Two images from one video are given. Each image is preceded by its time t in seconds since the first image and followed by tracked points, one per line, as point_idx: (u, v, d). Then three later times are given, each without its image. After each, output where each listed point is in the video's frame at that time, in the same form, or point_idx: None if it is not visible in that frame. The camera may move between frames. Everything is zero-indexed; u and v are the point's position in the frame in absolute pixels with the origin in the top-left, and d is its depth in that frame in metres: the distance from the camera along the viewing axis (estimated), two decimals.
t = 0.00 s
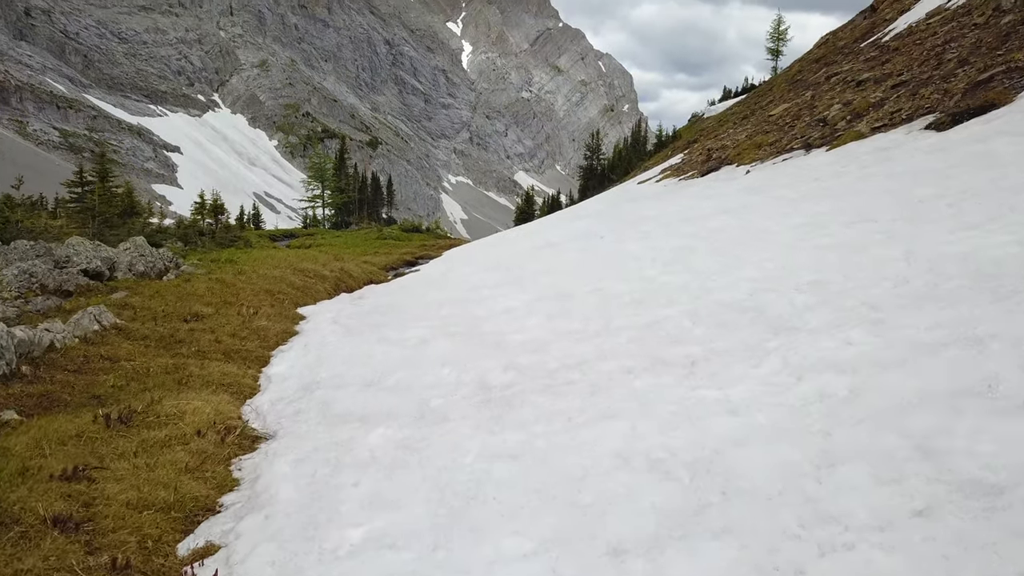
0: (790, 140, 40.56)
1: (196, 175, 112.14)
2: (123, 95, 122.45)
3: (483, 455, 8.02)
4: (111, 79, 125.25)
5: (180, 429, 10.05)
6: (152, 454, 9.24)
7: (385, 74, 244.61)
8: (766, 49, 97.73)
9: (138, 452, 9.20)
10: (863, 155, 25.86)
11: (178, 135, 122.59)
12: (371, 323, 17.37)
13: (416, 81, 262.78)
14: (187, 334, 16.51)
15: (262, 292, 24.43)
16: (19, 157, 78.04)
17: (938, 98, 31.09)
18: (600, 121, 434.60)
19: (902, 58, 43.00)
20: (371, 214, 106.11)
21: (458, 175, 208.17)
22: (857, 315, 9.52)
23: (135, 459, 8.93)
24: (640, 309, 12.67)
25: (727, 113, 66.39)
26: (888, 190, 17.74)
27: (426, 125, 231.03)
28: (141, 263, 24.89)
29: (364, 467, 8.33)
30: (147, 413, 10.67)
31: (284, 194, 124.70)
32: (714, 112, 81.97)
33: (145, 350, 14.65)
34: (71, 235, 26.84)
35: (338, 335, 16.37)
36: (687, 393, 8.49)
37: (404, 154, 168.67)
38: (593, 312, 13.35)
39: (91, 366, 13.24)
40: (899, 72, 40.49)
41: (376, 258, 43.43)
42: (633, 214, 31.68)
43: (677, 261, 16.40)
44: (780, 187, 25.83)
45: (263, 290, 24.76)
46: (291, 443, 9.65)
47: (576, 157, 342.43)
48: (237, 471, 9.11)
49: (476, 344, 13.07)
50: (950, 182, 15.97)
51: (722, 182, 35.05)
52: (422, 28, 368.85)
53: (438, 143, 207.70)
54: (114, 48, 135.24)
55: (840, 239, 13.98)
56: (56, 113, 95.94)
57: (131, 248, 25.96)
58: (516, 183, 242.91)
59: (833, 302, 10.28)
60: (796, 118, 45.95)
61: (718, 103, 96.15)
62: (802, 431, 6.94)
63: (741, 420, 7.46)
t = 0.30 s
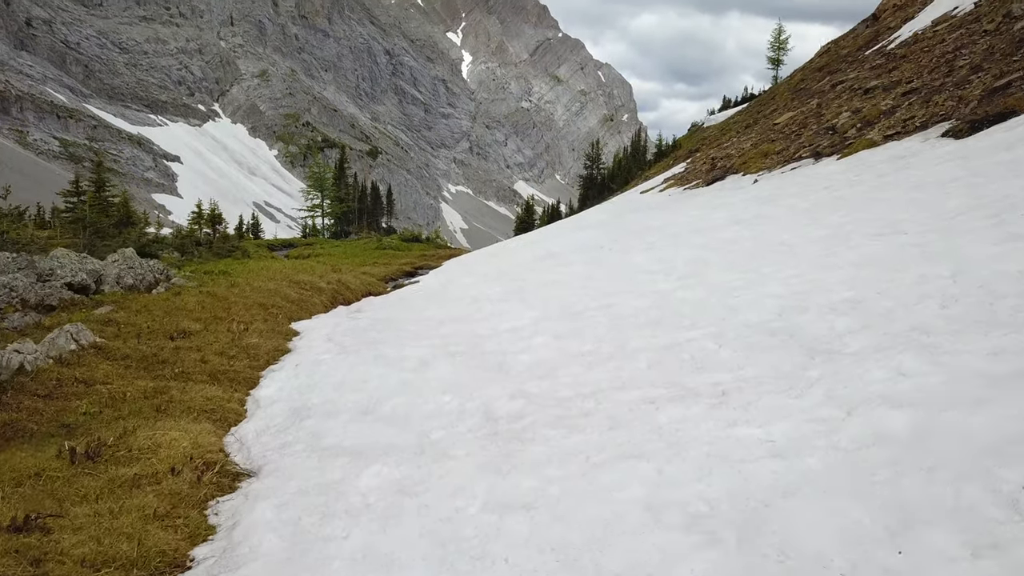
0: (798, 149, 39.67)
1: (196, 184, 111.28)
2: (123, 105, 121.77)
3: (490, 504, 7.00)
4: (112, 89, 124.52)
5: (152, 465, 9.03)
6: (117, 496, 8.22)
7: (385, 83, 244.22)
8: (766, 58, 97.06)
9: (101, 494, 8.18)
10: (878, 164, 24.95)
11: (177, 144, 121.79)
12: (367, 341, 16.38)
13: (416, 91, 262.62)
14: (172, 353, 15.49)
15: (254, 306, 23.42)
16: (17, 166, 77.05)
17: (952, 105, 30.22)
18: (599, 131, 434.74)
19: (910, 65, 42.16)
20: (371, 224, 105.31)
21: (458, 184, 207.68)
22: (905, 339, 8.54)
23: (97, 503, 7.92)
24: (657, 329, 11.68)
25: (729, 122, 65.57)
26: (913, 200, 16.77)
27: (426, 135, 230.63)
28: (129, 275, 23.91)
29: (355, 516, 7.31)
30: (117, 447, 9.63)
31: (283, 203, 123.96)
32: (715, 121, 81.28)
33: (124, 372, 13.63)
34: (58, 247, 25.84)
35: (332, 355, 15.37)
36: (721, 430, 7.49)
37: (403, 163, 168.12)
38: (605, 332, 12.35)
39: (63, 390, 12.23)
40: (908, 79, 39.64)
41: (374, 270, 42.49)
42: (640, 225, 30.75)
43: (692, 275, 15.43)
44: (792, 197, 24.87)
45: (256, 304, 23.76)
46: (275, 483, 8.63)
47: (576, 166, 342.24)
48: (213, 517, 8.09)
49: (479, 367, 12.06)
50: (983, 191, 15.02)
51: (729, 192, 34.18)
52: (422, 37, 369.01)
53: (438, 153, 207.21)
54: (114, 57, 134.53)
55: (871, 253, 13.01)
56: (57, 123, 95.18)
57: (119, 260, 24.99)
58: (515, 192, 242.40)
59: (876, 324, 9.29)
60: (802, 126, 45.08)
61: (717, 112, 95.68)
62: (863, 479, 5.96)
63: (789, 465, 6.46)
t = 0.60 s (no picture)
0: (807, 158, 38.81)
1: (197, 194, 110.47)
2: (123, 115, 121.20)
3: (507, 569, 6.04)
4: (113, 99, 123.99)
5: (123, 512, 8.06)
6: (80, 551, 7.25)
7: (384, 93, 243.65)
8: (767, 67, 96.48)
9: (61, 550, 7.20)
10: (897, 174, 24.04)
11: (176, 154, 120.98)
12: (366, 362, 15.43)
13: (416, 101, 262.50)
14: (157, 375, 14.51)
15: (248, 321, 22.44)
16: (15, 176, 76.05)
17: (969, 113, 29.35)
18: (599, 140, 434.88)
19: (920, 73, 41.36)
20: (370, 234, 104.49)
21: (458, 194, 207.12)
22: (969, 371, 7.58)
23: (57, 561, 6.95)
24: (681, 355, 10.71)
25: (731, 130, 64.68)
26: (942, 212, 15.82)
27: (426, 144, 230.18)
28: (118, 289, 22.97)
29: None
30: (86, 488, 8.67)
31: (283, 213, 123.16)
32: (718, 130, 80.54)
33: (103, 398, 12.66)
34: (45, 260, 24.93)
35: (328, 378, 14.41)
36: (767, 480, 6.55)
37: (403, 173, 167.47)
38: (623, 356, 11.38)
39: (34, 419, 11.25)
40: (919, 87, 38.82)
41: (374, 281, 41.57)
42: (648, 236, 29.85)
43: (712, 292, 14.48)
44: (807, 208, 23.90)
45: (250, 319, 22.79)
46: (260, 534, 7.66)
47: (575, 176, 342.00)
48: None
49: (487, 395, 11.08)
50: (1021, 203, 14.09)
51: (738, 202, 33.28)
52: (422, 47, 369.18)
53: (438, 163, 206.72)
54: (115, 67, 133.82)
55: (908, 269, 12.07)
56: (58, 133, 94.49)
57: (109, 273, 24.05)
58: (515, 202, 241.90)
59: (932, 352, 8.34)
60: (809, 134, 44.23)
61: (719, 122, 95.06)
62: (955, 552, 5.00)
63: (858, 530, 5.50)
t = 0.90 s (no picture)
0: (816, 168, 37.95)
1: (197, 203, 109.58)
2: (124, 125, 120.52)
3: None
4: (113, 108, 123.36)
5: (90, 571, 7.11)
6: None
7: (385, 103, 243.36)
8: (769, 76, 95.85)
9: None
10: (916, 185, 23.17)
11: (175, 163, 120.16)
12: (366, 385, 14.49)
13: (416, 111, 262.21)
14: (143, 401, 13.55)
15: (243, 339, 21.47)
16: (15, 186, 75.23)
17: (986, 121, 28.51)
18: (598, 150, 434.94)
19: (929, 81, 40.57)
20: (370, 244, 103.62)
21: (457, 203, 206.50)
22: None
23: None
24: (712, 386, 9.79)
25: (735, 140, 63.81)
26: (977, 226, 14.92)
27: (427, 154, 229.75)
28: (108, 305, 22.00)
29: None
30: (50, 540, 7.70)
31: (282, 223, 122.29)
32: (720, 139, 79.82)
33: (81, 428, 11.68)
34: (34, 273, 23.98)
35: (326, 404, 13.46)
36: (834, 546, 5.63)
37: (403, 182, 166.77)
38: (647, 386, 10.45)
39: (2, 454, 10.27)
40: (930, 95, 38.01)
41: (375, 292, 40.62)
42: (656, 248, 28.94)
43: (736, 312, 13.56)
44: (823, 220, 22.99)
45: (244, 336, 21.81)
46: None
47: (575, 185, 341.72)
48: None
49: (498, 428, 10.14)
50: None
51: (748, 213, 32.38)
52: (422, 58, 369.31)
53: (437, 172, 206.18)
54: (115, 77, 133.14)
55: (952, 289, 11.16)
56: (58, 142, 93.71)
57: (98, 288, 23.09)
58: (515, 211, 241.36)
59: (1003, 387, 7.42)
60: (817, 143, 43.40)
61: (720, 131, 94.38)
62: None
63: None
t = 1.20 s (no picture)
0: (825, 178, 37.08)
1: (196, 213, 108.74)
2: (124, 135, 119.86)
3: None
4: (114, 118, 122.75)
5: None
6: None
7: (385, 113, 243.03)
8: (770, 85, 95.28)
9: None
10: (938, 196, 22.28)
11: (175, 173, 119.35)
12: (366, 412, 13.53)
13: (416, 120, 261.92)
14: (125, 430, 12.58)
15: (237, 358, 20.49)
16: (15, 196, 74.44)
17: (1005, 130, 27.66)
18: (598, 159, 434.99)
19: (940, 89, 39.77)
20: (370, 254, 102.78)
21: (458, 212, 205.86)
22: None
23: None
24: (748, 422, 8.84)
25: (739, 149, 63.00)
26: (1017, 241, 14.00)
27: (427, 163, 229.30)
28: (96, 322, 21.03)
29: None
30: None
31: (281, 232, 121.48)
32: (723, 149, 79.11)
33: (54, 463, 10.69)
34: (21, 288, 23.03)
35: (322, 433, 12.50)
36: None
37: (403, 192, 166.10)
38: (674, 420, 9.50)
39: None
40: (941, 103, 37.20)
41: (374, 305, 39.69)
42: (666, 261, 28.01)
43: (763, 334, 12.62)
44: (842, 233, 22.06)
45: (238, 355, 20.81)
46: None
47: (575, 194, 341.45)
48: None
49: (511, 468, 9.19)
50: None
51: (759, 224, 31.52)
52: (422, 68, 369.45)
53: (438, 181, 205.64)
54: (115, 87, 132.47)
55: (1004, 311, 10.22)
56: (59, 152, 92.95)
57: (87, 303, 22.11)
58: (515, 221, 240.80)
59: None
60: (826, 153, 42.55)
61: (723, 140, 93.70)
62: None
63: None
